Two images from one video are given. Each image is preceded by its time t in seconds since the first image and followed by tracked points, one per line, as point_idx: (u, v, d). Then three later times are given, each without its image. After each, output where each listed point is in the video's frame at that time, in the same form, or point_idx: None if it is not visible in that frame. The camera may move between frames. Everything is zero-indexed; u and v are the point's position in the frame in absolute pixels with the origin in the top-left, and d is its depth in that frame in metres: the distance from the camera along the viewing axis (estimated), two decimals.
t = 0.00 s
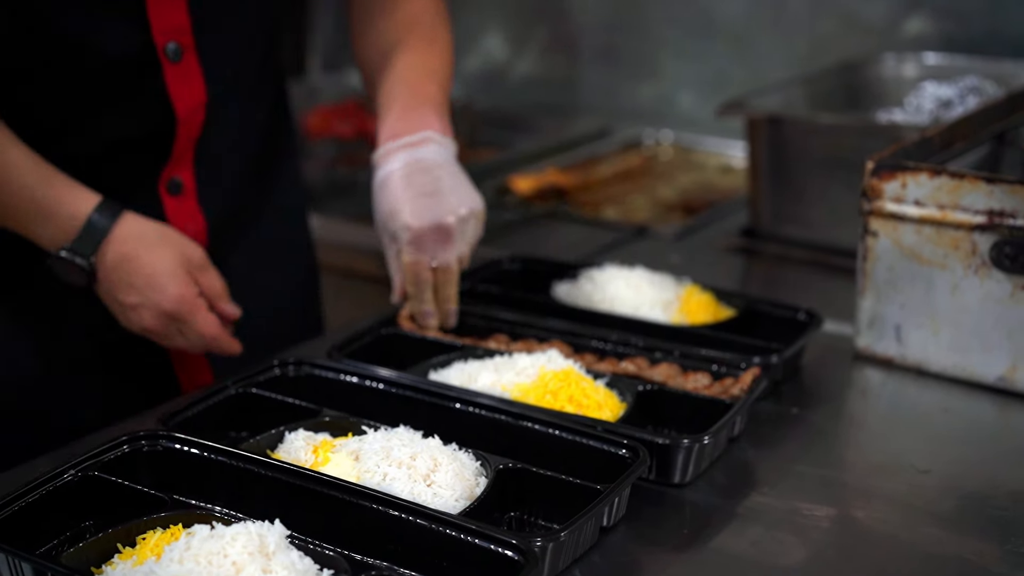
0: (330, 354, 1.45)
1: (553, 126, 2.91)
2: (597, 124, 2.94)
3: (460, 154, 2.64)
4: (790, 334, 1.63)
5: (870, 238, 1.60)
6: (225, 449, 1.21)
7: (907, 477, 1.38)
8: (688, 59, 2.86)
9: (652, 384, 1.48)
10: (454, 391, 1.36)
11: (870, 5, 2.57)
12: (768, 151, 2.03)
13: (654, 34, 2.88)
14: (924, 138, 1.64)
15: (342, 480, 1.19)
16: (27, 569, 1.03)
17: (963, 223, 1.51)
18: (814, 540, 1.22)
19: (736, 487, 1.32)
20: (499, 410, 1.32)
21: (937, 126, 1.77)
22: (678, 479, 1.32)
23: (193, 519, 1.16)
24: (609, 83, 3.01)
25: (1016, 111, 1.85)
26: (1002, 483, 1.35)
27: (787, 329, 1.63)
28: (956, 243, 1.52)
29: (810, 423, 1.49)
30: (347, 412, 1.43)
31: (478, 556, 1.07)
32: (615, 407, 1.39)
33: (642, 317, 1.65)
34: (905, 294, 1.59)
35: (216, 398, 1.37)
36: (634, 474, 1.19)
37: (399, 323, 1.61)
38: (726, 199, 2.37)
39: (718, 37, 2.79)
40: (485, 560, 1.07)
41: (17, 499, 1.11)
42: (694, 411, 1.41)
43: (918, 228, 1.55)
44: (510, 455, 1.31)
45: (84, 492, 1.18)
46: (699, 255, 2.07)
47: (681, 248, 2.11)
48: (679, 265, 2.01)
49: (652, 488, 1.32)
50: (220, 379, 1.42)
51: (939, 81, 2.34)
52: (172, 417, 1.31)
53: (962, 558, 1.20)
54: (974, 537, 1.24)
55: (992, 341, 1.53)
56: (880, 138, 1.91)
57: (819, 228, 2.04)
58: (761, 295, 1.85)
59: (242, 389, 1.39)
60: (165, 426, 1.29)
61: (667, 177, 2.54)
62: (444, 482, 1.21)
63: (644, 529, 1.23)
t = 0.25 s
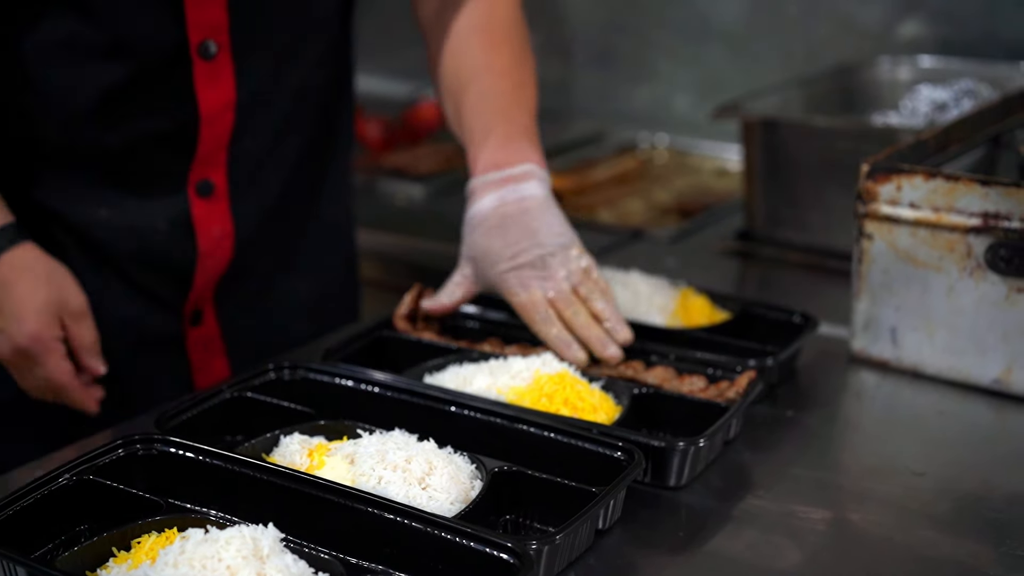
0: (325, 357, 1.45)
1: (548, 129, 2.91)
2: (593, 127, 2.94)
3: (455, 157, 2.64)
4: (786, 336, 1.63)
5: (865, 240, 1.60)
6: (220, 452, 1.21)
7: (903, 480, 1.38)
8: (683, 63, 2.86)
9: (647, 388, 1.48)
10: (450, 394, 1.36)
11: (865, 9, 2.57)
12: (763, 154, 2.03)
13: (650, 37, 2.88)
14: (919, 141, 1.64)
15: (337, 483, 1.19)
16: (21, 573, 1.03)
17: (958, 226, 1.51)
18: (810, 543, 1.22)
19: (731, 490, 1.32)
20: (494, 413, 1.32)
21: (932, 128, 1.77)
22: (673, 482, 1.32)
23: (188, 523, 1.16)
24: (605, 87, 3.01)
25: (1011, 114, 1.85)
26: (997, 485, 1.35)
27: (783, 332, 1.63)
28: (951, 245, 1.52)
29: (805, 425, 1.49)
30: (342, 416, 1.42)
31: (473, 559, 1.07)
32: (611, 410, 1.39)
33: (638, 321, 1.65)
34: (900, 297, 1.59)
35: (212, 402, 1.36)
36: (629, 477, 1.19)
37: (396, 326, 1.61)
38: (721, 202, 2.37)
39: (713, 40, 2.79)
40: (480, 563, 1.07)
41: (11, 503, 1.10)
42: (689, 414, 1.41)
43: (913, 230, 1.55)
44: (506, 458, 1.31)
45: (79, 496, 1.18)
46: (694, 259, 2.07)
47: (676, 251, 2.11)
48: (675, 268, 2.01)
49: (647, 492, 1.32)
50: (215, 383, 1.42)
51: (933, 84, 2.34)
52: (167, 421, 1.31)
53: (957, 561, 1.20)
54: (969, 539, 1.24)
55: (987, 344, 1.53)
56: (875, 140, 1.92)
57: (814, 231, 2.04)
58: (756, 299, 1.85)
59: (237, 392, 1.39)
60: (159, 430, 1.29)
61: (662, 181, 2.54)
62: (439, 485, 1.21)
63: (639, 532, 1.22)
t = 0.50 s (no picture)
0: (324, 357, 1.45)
1: (547, 130, 2.91)
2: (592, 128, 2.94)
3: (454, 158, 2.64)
4: (785, 336, 1.63)
5: (864, 240, 1.60)
6: (219, 452, 1.21)
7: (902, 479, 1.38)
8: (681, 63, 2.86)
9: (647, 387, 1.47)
10: (449, 394, 1.36)
11: (864, 9, 2.57)
12: (762, 154, 2.03)
13: (649, 38, 2.89)
14: (917, 141, 1.64)
15: (335, 483, 1.19)
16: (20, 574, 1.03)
17: (957, 225, 1.51)
18: (809, 543, 1.22)
19: (731, 490, 1.32)
20: (493, 413, 1.32)
21: (930, 128, 1.77)
22: (672, 482, 1.32)
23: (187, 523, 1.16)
24: (604, 87, 3.01)
25: (1009, 114, 1.85)
26: (996, 485, 1.35)
27: (782, 332, 1.63)
28: (950, 245, 1.53)
29: (804, 425, 1.49)
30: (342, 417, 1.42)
31: (471, 560, 1.07)
32: (610, 410, 1.39)
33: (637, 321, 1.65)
34: (899, 296, 1.59)
35: (211, 402, 1.36)
36: (628, 476, 1.19)
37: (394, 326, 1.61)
38: (720, 202, 2.37)
39: (711, 42, 2.79)
40: (479, 564, 1.07)
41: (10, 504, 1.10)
42: (688, 414, 1.41)
43: (911, 230, 1.55)
44: (505, 458, 1.31)
45: (78, 496, 1.18)
46: (693, 259, 2.07)
47: (675, 251, 2.11)
48: (674, 269, 2.01)
49: (646, 492, 1.32)
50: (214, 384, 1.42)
51: (932, 84, 2.34)
52: (167, 421, 1.31)
53: (956, 560, 1.20)
54: (968, 539, 1.24)
55: (986, 343, 1.53)
56: (873, 141, 1.92)
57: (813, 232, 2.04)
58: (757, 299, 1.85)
59: (237, 393, 1.39)
60: (159, 430, 1.29)
61: (661, 181, 2.55)
62: (438, 485, 1.21)
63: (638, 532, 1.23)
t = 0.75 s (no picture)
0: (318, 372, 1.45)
1: (541, 144, 2.92)
2: (586, 142, 2.95)
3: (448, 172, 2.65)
4: (779, 351, 1.63)
5: (857, 254, 1.60)
6: (213, 468, 1.20)
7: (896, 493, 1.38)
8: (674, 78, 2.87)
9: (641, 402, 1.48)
10: (443, 409, 1.36)
11: (857, 24, 2.58)
12: (756, 168, 2.03)
13: (643, 52, 2.89)
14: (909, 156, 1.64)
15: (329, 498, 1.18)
16: None
17: (950, 240, 1.51)
18: (804, 557, 1.23)
19: (725, 504, 1.32)
20: (488, 428, 1.32)
21: (924, 143, 1.77)
22: (666, 497, 1.32)
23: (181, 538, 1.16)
24: (598, 101, 3.02)
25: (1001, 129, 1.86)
26: (990, 499, 1.35)
27: (775, 347, 1.63)
28: (943, 259, 1.53)
29: (798, 439, 1.49)
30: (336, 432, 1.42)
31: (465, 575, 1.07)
32: (604, 424, 1.40)
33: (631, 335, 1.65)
34: (893, 310, 1.59)
35: (205, 417, 1.36)
36: (623, 491, 1.19)
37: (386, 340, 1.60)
38: (714, 216, 2.37)
39: (705, 57, 2.80)
40: None
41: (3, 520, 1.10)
42: (683, 429, 1.41)
43: (905, 244, 1.55)
44: (498, 473, 1.31)
45: (71, 513, 1.18)
46: (687, 273, 2.08)
47: (669, 265, 2.11)
48: (668, 283, 2.02)
49: (640, 506, 1.32)
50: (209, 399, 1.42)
51: (925, 98, 2.35)
52: (161, 437, 1.31)
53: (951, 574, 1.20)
54: (963, 553, 1.24)
55: (979, 357, 1.53)
56: (866, 155, 1.92)
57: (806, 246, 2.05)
58: (751, 313, 1.86)
59: (231, 408, 1.39)
60: (153, 446, 1.29)
61: (655, 195, 2.55)
62: (431, 500, 1.21)
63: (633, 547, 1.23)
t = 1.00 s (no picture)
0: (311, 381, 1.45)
1: (535, 152, 2.92)
2: (580, 150, 2.95)
3: (442, 180, 2.65)
4: (772, 358, 1.63)
5: (850, 262, 1.60)
6: (206, 476, 1.20)
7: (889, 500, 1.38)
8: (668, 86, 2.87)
9: (634, 410, 1.47)
10: (436, 417, 1.36)
11: (850, 31, 2.59)
12: (748, 176, 2.03)
13: (636, 61, 2.90)
14: (902, 163, 1.65)
15: (322, 507, 1.18)
16: None
17: (942, 247, 1.51)
18: (797, 564, 1.23)
19: (718, 512, 1.32)
20: (481, 436, 1.32)
21: (917, 150, 1.78)
22: (659, 505, 1.32)
23: (173, 548, 1.16)
24: (591, 109, 3.02)
25: (993, 137, 1.87)
26: (984, 505, 1.35)
27: (768, 354, 1.63)
28: (935, 266, 1.53)
29: (791, 446, 1.49)
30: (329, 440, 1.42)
31: None
32: (597, 431, 1.40)
33: (625, 342, 1.65)
34: (885, 317, 1.59)
35: (196, 426, 1.36)
36: (616, 499, 1.19)
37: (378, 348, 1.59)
38: (707, 224, 2.37)
39: (698, 65, 2.81)
40: None
41: None
42: (676, 436, 1.41)
43: (897, 251, 1.55)
44: (492, 481, 1.31)
45: (63, 522, 1.18)
46: (681, 281, 2.08)
47: (662, 273, 2.12)
48: (661, 290, 2.02)
49: (633, 514, 1.32)
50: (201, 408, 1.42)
51: (917, 106, 2.35)
52: (153, 446, 1.31)
53: None
54: (956, 559, 1.24)
55: (972, 364, 1.53)
56: (858, 162, 1.93)
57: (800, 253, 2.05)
58: (744, 320, 1.86)
59: (223, 417, 1.39)
60: (145, 455, 1.29)
61: (648, 203, 2.55)
62: (424, 508, 1.21)
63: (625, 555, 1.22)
